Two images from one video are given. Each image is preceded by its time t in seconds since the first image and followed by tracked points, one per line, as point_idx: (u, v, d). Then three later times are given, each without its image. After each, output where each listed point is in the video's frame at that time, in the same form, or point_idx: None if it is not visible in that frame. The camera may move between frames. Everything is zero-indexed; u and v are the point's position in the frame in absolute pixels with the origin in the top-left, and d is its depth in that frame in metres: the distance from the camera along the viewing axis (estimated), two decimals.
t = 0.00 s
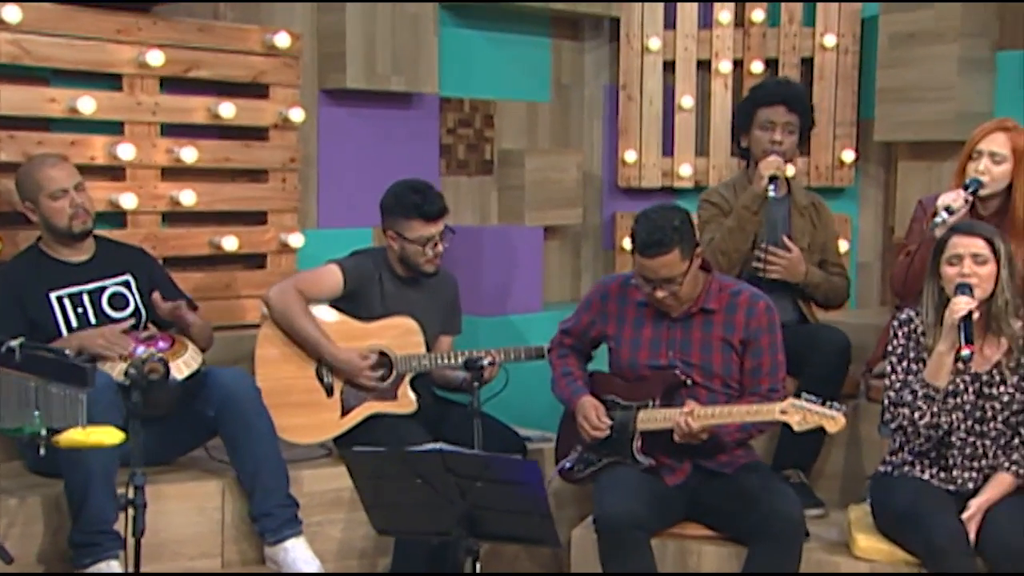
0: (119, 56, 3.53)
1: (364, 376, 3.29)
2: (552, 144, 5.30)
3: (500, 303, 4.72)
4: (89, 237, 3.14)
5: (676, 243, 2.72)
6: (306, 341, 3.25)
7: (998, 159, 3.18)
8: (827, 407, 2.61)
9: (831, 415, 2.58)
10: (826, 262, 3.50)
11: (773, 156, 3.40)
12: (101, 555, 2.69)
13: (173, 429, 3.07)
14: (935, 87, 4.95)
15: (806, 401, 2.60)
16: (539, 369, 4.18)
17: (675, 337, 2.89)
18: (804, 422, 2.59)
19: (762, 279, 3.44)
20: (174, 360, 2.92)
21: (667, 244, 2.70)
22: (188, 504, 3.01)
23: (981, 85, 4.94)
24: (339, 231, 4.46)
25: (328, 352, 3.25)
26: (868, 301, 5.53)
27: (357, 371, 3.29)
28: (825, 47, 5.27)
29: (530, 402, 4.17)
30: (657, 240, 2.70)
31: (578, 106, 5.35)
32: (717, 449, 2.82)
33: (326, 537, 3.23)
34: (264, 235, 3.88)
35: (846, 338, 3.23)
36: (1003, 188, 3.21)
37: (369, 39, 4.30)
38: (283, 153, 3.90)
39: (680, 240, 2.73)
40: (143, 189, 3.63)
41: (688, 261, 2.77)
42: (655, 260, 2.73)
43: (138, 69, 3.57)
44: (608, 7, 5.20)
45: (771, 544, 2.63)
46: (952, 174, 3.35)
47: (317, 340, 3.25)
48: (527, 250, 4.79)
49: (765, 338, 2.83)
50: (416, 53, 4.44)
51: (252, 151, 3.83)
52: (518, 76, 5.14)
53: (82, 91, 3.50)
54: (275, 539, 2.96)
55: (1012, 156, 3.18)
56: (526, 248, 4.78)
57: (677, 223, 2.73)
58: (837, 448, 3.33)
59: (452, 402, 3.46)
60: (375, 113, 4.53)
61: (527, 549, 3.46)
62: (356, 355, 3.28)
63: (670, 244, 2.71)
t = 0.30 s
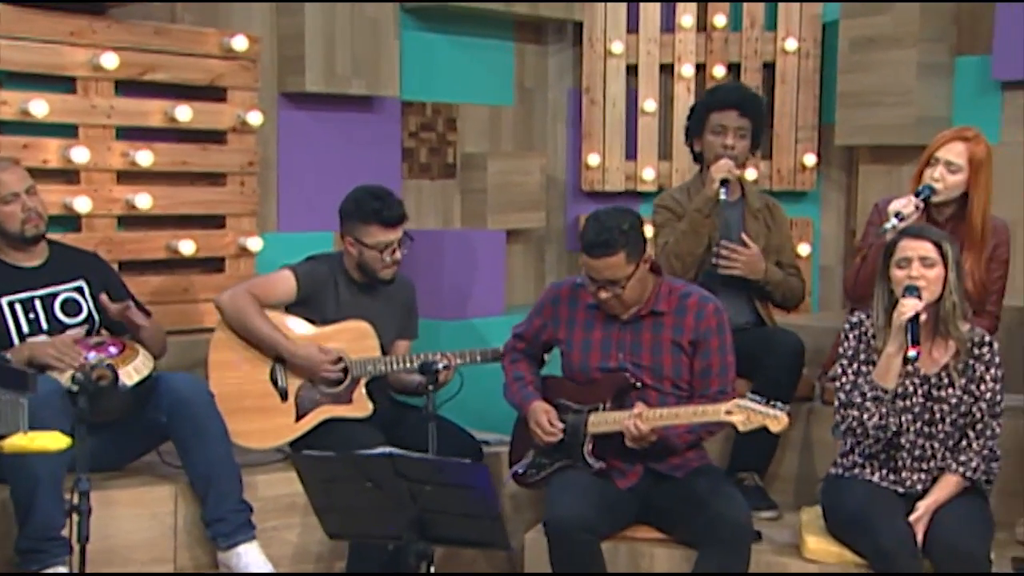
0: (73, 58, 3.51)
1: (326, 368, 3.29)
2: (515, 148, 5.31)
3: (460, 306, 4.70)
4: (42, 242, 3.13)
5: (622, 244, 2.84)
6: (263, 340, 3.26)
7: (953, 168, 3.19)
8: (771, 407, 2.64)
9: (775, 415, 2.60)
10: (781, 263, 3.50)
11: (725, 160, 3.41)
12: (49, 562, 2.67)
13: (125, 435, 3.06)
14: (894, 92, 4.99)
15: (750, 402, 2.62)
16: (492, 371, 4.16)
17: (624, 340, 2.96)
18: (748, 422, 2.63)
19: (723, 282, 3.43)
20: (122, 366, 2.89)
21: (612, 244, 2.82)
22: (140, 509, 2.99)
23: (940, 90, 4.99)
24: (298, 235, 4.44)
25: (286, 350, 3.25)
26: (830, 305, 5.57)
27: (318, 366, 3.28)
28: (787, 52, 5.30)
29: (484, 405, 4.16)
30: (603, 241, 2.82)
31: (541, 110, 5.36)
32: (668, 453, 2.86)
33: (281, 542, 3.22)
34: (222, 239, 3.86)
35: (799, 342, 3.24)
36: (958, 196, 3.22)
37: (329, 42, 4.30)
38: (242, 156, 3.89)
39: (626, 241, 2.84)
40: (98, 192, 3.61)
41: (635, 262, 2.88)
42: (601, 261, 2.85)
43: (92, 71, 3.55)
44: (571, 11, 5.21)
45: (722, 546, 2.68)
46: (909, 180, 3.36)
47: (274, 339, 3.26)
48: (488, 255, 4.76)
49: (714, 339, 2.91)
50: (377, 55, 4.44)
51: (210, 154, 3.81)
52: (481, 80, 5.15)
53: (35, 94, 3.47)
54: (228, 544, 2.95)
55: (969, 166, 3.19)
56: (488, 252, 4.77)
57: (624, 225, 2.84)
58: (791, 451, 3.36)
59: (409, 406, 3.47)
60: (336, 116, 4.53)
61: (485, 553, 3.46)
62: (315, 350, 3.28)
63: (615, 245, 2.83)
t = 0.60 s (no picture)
0: (26, 62, 3.49)
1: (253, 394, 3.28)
2: (479, 153, 5.31)
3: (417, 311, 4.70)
4: None
5: (572, 251, 2.88)
6: (212, 352, 3.26)
7: (905, 171, 3.21)
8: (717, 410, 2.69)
9: (721, 418, 2.66)
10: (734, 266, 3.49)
11: (671, 166, 3.46)
12: None
13: (75, 441, 3.04)
14: (854, 97, 5.03)
15: (696, 406, 2.67)
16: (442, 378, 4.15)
17: (576, 346, 3.01)
18: (694, 426, 2.68)
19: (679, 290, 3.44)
20: (72, 371, 2.87)
21: (563, 252, 2.87)
22: (90, 516, 2.97)
23: (899, 95, 5.03)
24: (257, 239, 4.43)
25: (232, 367, 3.25)
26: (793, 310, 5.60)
27: (261, 388, 3.29)
28: (748, 57, 5.34)
29: (439, 410, 4.16)
30: (554, 248, 2.86)
31: (505, 114, 5.36)
32: (622, 456, 2.90)
33: (235, 548, 3.21)
34: (180, 243, 3.85)
35: (750, 346, 3.27)
36: (912, 199, 3.24)
37: (287, 46, 4.29)
38: (199, 160, 3.87)
39: (577, 248, 2.89)
40: (52, 196, 3.59)
41: (585, 269, 2.93)
42: (552, 269, 2.89)
43: (45, 75, 3.53)
44: (533, 15, 5.22)
45: (671, 551, 2.69)
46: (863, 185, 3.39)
47: (222, 353, 3.25)
48: (447, 256, 4.75)
49: (665, 344, 2.96)
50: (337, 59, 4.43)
51: (167, 158, 3.80)
52: (444, 85, 5.15)
53: None
54: (178, 551, 2.92)
55: (923, 169, 3.20)
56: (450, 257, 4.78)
57: (573, 232, 2.89)
58: (746, 456, 3.39)
59: (365, 411, 3.49)
60: (297, 121, 4.52)
61: (442, 558, 3.46)
62: (259, 372, 3.29)
63: (566, 252, 2.87)
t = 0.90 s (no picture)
0: None
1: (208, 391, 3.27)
2: (442, 156, 5.31)
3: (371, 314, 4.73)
4: None
5: (524, 256, 2.89)
6: (161, 347, 3.25)
7: (854, 175, 3.24)
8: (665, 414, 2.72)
9: (668, 423, 2.68)
10: (687, 270, 3.60)
11: (619, 175, 3.54)
12: None
13: (25, 448, 3.01)
14: (813, 102, 5.07)
15: (645, 411, 2.69)
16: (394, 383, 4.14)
17: (529, 350, 3.02)
18: (643, 430, 2.71)
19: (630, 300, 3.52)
20: (20, 379, 2.85)
21: (515, 257, 2.88)
22: (39, 522, 2.95)
23: (858, 100, 5.07)
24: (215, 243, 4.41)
25: (182, 360, 3.25)
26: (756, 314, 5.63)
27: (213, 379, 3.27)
28: (710, 62, 5.36)
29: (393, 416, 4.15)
30: (506, 255, 2.88)
31: (468, 118, 5.37)
32: (575, 461, 2.91)
33: (187, 554, 3.20)
34: (136, 248, 3.82)
35: (704, 348, 3.33)
36: (861, 202, 3.26)
37: (245, 49, 4.28)
38: (155, 165, 3.86)
39: (529, 253, 2.90)
40: (4, 201, 3.56)
41: (537, 274, 2.94)
42: (504, 274, 2.90)
43: None
44: (495, 19, 5.23)
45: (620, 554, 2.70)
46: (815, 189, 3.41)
47: (171, 346, 3.25)
48: (407, 261, 4.76)
49: (617, 349, 2.97)
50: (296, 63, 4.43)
51: (123, 162, 3.78)
52: (407, 89, 5.15)
53: None
54: (128, 557, 2.89)
55: (872, 173, 3.23)
56: (411, 261, 4.78)
57: (525, 237, 2.90)
58: (701, 461, 3.40)
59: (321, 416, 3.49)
60: (255, 126, 4.51)
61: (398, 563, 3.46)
62: (211, 362, 3.27)
63: (518, 257, 2.88)
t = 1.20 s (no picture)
0: None
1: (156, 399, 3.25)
2: (409, 162, 5.30)
3: (331, 314, 4.71)
4: None
5: (482, 261, 2.89)
6: (117, 347, 3.24)
7: (803, 182, 3.27)
8: (618, 421, 2.72)
9: (620, 429, 2.69)
10: (646, 273, 3.74)
11: (575, 181, 3.67)
12: None
13: None
14: (779, 107, 5.09)
15: (600, 417, 2.69)
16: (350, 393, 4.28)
17: (486, 356, 3.01)
18: (597, 435, 2.71)
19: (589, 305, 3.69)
20: None
21: (473, 262, 2.87)
22: None
23: (823, 105, 5.10)
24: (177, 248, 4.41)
25: (138, 358, 3.24)
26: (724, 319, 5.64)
27: (169, 373, 3.27)
28: (677, 67, 5.38)
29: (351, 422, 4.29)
30: (464, 259, 2.87)
31: (436, 121, 5.36)
32: (531, 468, 2.93)
33: (144, 562, 3.18)
34: (97, 254, 3.80)
35: (663, 353, 3.33)
36: (813, 208, 3.29)
37: (207, 54, 4.27)
38: (116, 170, 3.84)
39: (487, 258, 2.90)
40: None
41: (495, 279, 2.93)
42: (462, 280, 2.89)
43: None
44: (461, 25, 5.20)
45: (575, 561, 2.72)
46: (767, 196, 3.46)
47: (126, 346, 3.23)
48: (372, 267, 4.77)
49: (574, 355, 2.97)
50: (260, 69, 4.42)
51: (82, 168, 3.76)
52: (374, 95, 5.14)
53: None
54: (81, 565, 2.87)
55: (821, 174, 3.27)
56: (375, 265, 4.78)
57: (482, 243, 2.90)
58: (660, 465, 3.41)
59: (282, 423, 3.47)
60: (217, 131, 4.50)
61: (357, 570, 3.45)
62: (165, 357, 3.27)
63: (475, 263, 2.87)
